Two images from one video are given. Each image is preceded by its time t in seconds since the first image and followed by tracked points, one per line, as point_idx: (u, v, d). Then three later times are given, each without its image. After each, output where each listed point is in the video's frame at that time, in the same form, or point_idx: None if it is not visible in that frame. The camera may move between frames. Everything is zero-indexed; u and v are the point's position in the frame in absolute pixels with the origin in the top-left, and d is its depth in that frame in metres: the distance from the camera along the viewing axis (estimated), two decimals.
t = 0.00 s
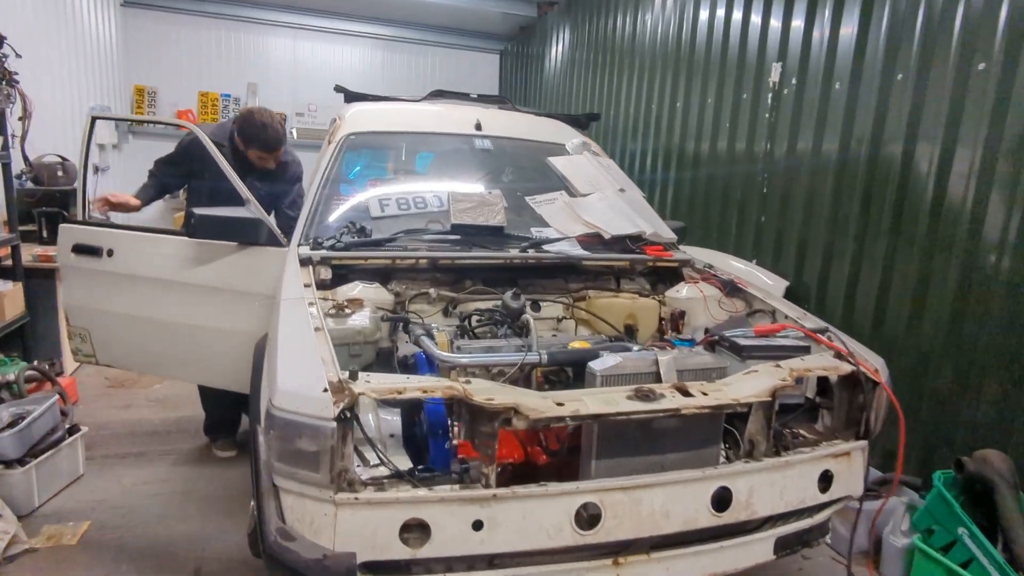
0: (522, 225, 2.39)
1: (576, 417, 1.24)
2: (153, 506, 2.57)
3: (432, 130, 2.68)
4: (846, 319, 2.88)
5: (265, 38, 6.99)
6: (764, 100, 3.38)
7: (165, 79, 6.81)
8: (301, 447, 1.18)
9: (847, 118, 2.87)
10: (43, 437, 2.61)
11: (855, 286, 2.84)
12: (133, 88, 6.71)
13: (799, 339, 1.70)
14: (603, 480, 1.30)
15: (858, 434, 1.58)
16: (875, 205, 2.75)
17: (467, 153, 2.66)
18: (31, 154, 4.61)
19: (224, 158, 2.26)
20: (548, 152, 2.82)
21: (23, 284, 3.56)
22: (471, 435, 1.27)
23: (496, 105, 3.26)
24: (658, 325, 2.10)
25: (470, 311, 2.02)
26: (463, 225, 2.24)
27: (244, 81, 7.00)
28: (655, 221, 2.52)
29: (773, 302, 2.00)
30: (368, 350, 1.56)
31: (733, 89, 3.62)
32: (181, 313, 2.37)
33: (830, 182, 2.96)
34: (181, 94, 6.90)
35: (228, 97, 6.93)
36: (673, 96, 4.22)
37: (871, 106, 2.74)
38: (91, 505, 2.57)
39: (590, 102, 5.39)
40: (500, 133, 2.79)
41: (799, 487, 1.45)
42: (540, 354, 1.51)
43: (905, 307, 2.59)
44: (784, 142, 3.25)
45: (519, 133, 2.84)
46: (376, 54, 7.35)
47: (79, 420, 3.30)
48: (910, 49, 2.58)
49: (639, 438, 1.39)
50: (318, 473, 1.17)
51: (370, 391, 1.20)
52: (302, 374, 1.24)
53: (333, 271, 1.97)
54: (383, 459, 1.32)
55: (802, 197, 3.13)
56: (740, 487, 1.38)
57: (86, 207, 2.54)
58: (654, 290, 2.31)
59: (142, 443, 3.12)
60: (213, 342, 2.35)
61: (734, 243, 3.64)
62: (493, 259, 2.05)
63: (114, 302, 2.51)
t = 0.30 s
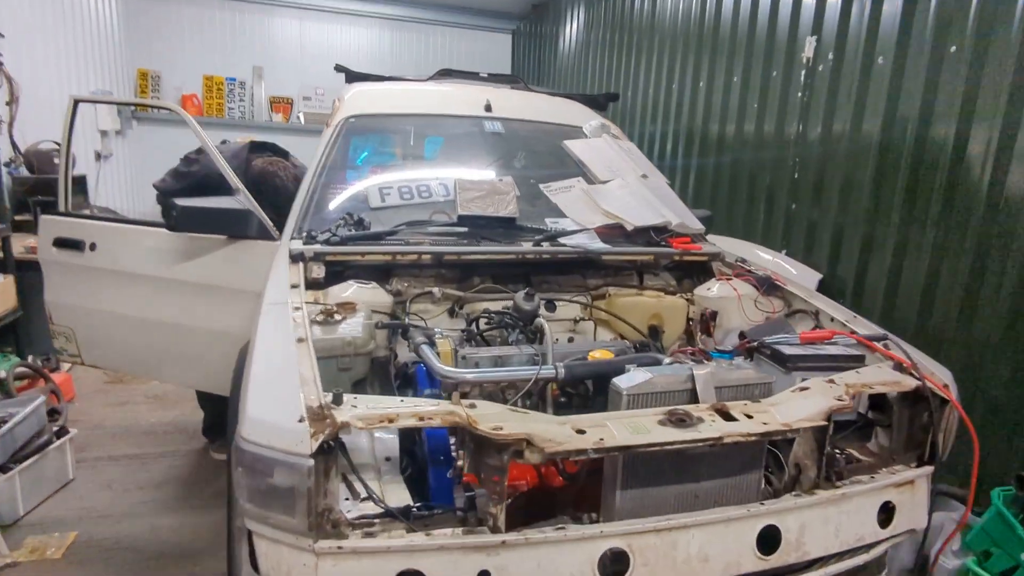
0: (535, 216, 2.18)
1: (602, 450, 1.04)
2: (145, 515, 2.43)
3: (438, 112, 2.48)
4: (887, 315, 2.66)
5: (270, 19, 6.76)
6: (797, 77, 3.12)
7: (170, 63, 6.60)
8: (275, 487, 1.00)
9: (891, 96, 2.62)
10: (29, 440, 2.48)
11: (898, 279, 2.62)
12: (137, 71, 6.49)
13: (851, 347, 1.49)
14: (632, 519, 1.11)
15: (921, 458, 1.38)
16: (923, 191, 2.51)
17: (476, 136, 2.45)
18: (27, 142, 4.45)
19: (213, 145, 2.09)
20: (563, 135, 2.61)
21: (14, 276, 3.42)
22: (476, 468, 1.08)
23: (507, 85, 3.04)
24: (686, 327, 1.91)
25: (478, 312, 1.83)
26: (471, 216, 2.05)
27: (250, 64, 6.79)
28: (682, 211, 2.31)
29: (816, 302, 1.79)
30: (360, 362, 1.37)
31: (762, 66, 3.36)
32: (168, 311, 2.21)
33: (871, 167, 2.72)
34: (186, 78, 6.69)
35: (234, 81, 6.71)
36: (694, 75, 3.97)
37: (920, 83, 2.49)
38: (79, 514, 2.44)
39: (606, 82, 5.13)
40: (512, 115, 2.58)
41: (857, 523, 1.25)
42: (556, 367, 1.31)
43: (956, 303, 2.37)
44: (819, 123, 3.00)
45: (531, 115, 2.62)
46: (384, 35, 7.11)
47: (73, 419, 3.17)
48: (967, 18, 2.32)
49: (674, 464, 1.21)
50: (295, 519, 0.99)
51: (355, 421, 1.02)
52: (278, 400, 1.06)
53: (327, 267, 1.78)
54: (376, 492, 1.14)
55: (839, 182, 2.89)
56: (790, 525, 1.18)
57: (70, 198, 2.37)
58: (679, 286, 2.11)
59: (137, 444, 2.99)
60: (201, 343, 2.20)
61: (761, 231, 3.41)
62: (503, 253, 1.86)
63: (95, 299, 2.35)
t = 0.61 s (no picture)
0: (556, 203, 2.00)
1: (642, 490, 0.87)
2: (142, 517, 2.32)
3: (449, 90, 2.29)
4: (935, 310, 2.46)
5: None
6: (836, 49, 2.87)
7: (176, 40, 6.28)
8: (252, 534, 0.84)
9: (944, 71, 2.39)
10: (17, 440, 2.36)
11: (948, 271, 2.41)
12: (141, 49, 6.17)
13: (918, 359, 1.31)
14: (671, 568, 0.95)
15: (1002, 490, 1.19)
16: (979, 176, 2.29)
17: (490, 116, 2.27)
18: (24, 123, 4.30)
19: (216, 128, 1.94)
20: (585, 115, 2.41)
21: (13, 262, 3.30)
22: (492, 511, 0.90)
23: (525, 60, 2.83)
24: (720, 327, 1.73)
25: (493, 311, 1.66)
26: (485, 203, 1.87)
27: (257, 42, 6.47)
28: (714, 198, 2.12)
29: (869, 302, 1.60)
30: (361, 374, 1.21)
31: (797, 40, 3.11)
32: (162, 305, 2.07)
33: (919, 149, 2.50)
34: (194, 57, 6.37)
35: (242, 60, 6.39)
36: (721, 50, 3.71)
37: (980, 56, 2.26)
38: (73, 515, 2.32)
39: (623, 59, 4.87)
40: (529, 92, 2.39)
41: (932, 566, 1.07)
42: (584, 383, 1.14)
43: (1016, 298, 2.18)
44: (861, 101, 2.76)
45: (550, 93, 2.43)
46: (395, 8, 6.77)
47: (74, 411, 3.07)
48: None
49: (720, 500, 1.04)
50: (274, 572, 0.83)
51: (349, 455, 0.86)
52: (256, 430, 0.89)
53: (327, 261, 1.62)
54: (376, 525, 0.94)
55: (881, 166, 2.66)
56: (856, 572, 1.01)
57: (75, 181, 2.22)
58: (712, 281, 1.93)
59: (138, 439, 2.87)
60: (198, 339, 2.05)
61: (792, 218, 3.19)
62: (520, 246, 1.69)
63: (91, 290, 2.22)
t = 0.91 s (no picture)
0: (582, 197, 1.83)
1: (708, 567, 0.71)
2: (136, 528, 2.19)
3: (464, 74, 2.12)
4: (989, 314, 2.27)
5: None
6: (882, 30, 2.62)
7: (183, 24, 6.09)
8: None
9: (1007, 54, 2.16)
10: (9, 443, 2.18)
11: (1006, 272, 2.22)
12: (148, 33, 5.98)
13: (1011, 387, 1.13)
14: None
15: None
16: None
17: (509, 102, 2.09)
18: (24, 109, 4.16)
19: (214, 114, 1.79)
20: (612, 101, 2.23)
21: (9, 254, 3.17)
22: None
23: (546, 42, 2.64)
24: (766, 337, 1.55)
25: (513, 319, 1.50)
26: (505, 198, 1.70)
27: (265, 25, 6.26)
28: (754, 193, 1.94)
29: (938, 315, 1.43)
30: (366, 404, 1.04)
31: (837, 21, 2.85)
32: (152, 305, 1.89)
33: (975, 140, 2.27)
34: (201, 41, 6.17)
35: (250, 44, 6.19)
36: (748, 32, 3.44)
37: None
38: (64, 525, 2.19)
39: (637, 44, 4.60)
40: (551, 76, 2.21)
41: None
42: (628, 416, 0.97)
43: None
44: (909, 87, 2.52)
45: (574, 77, 2.24)
46: None
47: (71, 409, 2.94)
48: None
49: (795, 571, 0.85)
50: None
51: (350, 520, 0.71)
52: (236, 483, 0.74)
53: (330, 262, 1.46)
54: None
55: (929, 157, 2.44)
56: None
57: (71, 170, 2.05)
58: (754, 285, 1.75)
59: (137, 440, 2.74)
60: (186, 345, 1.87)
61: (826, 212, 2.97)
62: (545, 246, 1.52)
63: (81, 287, 2.07)
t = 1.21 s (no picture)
0: (610, 208, 1.68)
1: None
2: (130, 545, 2.09)
3: (485, 72, 1.97)
4: None
5: None
6: (934, 30, 2.41)
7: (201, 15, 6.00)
8: None
9: None
10: None
11: None
12: (166, 26, 5.90)
13: None
14: None
15: None
16: None
17: (533, 102, 1.94)
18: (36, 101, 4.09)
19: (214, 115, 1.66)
20: (643, 103, 2.07)
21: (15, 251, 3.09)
22: None
23: (572, 38, 2.49)
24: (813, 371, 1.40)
25: (533, 345, 1.36)
26: (526, 210, 1.56)
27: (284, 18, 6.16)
28: (797, 206, 1.78)
29: (1013, 354, 1.27)
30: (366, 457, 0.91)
31: (882, 19, 2.64)
32: (147, 315, 1.78)
33: None
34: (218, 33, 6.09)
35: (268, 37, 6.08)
36: (784, 30, 3.24)
37: None
38: (57, 541, 2.09)
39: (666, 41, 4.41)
40: (578, 76, 2.06)
41: None
42: (669, 483, 0.83)
43: None
44: (963, 91, 2.31)
45: (603, 77, 2.09)
46: None
47: (73, 413, 2.86)
48: None
49: None
50: None
51: None
52: None
53: (334, 279, 1.33)
54: None
55: (984, 168, 2.24)
56: None
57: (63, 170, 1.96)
58: (799, 309, 1.60)
59: (138, 448, 2.64)
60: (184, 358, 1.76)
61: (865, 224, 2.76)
62: (569, 265, 1.38)
63: (75, 292, 1.96)
